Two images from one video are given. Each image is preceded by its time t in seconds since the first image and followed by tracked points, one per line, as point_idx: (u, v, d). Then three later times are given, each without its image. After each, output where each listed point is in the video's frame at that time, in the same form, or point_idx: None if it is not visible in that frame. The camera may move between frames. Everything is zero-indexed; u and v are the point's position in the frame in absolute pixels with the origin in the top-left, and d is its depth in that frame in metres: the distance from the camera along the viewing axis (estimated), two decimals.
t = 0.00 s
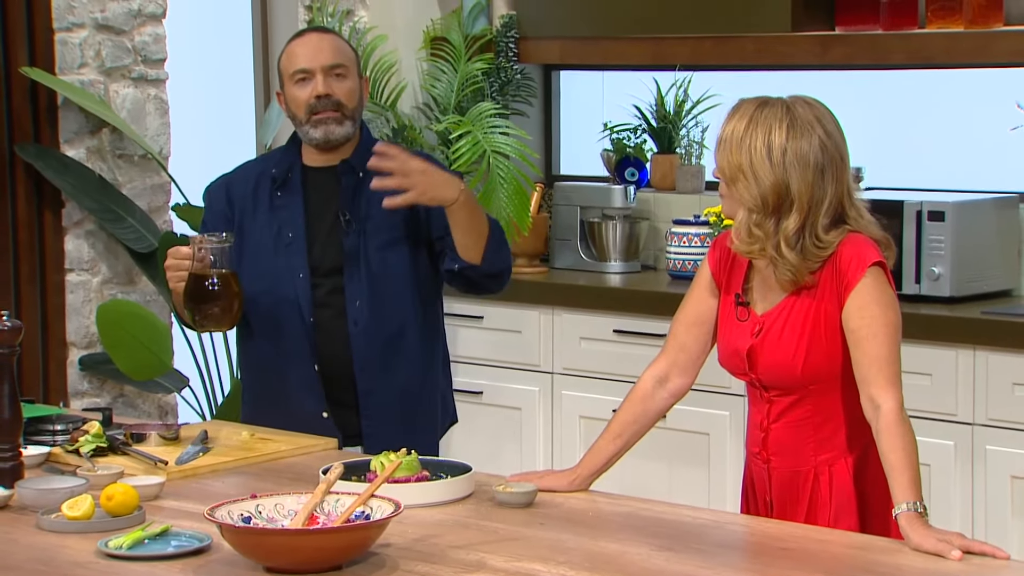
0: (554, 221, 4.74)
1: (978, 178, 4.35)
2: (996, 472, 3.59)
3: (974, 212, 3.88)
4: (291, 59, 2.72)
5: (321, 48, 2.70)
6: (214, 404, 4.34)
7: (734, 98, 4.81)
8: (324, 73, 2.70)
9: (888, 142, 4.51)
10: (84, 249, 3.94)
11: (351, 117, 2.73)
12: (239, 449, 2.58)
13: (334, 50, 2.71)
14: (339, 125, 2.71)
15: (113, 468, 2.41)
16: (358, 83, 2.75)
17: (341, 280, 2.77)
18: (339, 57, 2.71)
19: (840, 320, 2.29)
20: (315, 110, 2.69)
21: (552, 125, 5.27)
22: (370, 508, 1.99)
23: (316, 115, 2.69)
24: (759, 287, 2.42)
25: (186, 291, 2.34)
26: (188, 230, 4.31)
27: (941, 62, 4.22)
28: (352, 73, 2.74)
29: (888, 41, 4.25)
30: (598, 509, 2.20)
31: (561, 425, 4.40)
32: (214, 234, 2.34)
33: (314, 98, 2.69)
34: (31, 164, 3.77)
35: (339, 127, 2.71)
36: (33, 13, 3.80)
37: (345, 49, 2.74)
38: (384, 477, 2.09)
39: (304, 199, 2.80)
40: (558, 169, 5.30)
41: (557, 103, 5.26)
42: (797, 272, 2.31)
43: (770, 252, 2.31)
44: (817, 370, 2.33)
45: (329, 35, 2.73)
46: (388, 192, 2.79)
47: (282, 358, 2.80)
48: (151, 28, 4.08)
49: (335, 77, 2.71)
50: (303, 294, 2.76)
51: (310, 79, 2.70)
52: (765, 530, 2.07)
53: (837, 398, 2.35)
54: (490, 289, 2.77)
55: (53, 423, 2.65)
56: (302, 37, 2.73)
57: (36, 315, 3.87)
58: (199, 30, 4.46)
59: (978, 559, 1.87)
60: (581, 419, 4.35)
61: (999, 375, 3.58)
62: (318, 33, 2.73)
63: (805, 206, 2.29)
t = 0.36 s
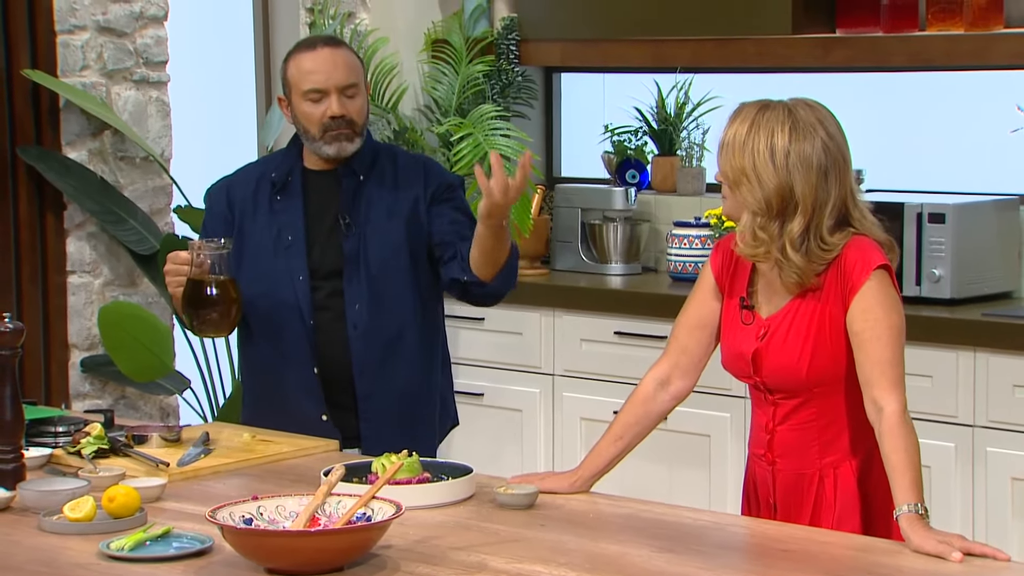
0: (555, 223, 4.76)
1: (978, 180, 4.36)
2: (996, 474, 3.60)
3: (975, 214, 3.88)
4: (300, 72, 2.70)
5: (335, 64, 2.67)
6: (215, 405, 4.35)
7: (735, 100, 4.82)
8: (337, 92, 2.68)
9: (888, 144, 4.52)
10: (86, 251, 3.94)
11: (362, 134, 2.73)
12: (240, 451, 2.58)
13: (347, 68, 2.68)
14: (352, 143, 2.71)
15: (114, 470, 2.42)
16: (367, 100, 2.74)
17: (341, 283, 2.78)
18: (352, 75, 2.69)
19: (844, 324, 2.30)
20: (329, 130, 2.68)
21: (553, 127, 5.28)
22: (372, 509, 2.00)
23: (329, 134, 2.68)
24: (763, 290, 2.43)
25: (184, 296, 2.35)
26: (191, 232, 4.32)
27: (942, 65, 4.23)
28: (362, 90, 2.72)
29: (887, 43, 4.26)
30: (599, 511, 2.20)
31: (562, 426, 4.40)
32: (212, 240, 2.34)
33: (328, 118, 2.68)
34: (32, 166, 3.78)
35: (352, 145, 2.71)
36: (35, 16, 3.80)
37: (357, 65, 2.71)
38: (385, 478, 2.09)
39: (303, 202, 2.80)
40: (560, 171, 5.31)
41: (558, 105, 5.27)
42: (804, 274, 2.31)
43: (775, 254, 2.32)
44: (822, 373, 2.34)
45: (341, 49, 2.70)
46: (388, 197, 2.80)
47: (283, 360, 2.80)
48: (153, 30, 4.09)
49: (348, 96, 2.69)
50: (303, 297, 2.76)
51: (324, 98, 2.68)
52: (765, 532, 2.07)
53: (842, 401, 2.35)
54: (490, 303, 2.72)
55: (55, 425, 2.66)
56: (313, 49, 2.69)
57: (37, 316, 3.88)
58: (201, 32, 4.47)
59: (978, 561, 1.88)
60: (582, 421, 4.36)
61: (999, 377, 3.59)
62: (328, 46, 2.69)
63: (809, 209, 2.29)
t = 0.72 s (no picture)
0: (555, 223, 4.76)
1: (977, 180, 4.37)
2: (996, 473, 3.60)
3: (974, 214, 3.89)
4: (300, 72, 2.69)
5: (335, 65, 2.67)
6: (216, 404, 4.35)
7: (735, 100, 4.83)
8: (337, 93, 2.68)
9: (888, 144, 4.52)
10: (87, 251, 3.94)
11: (359, 137, 2.73)
12: (241, 451, 2.59)
13: (348, 69, 2.68)
14: (349, 146, 2.71)
15: (115, 470, 2.42)
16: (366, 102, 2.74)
17: (343, 284, 2.78)
18: (351, 77, 2.69)
19: (845, 324, 2.31)
20: (326, 131, 2.68)
21: (553, 127, 5.28)
22: (372, 509, 2.00)
23: (326, 136, 2.69)
24: (766, 292, 2.43)
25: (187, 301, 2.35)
26: (192, 232, 4.32)
27: (942, 65, 4.23)
28: (361, 92, 2.73)
29: (887, 43, 4.27)
30: (599, 511, 2.21)
31: (562, 426, 4.41)
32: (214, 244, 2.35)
33: (326, 119, 2.68)
34: (33, 166, 3.78)
35: (347, 147, 2.71)
36: (36, 16, 3.81)
37: (357, 67, 2.72)
38: (386, 478, 2.10)
39: (304, 202, 2.81)
40: (560, 171, 5.31)
41: (559, 105, 5.28)
42: (808, 276, 2.31)
43: (778, 257, 2.32)
44: (825, 374, 2.34)
45: (342, 50, 2.70)
46: (388, 199, 2.83)
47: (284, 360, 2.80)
48: (153, 30, 4.09)
49: (347, 98, 2.70)
50: (305, 297, 2.76)
51: (323, 98, 2.69)
52: (765, 532, 2.07)
53: (845, 401, 2.35)
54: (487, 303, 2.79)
55: (56, 424, 2.66)
56: (314, 49, 2.70)
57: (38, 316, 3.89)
58: (201, 31, 4.48)
59: (976, 560, 1.88)
60: (582, 421, 4.36)
61: (999, 377, 3.59)
62: (329, 46, 2.69)
63: (810, 211, 2.30)
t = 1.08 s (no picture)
0: (555, 223, 4.76)
1: (977, 179, 4.37)
2: (996, 473, 3.60)
3: (975, 214, 3.89)
4: (293, 73, 2.66)
5: (327, 68, 2.65)
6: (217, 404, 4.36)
7: (735, 100, 4.84)
8: (328, 97, 2.65)
9: (889, 144, 4.52)
10: (87, 250, 3.94)
11: (351, 139, 2.70)
12: (241, 450, 2.59)
13: (340, 73, 2.65)
14: (339, 148, 2.69)
15: (116, 469, 2.42)
16: (360, 104, 2.71)
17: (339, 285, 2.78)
18: (344, 80, 2.66)
19: (847, 325, 2.31)
20: (316, 134, 2.66)
21: (553, 127, 5.28)
22: (372, 509, 2.00)
23: (317, 138, 2.67)
24: (768, 292, 2.44)
25: (189, 301, 2.35)
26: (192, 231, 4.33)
27: (943, 65, 4.23)
28: (354, 94, 2.69)
29: (888, 43, 4.27)
30: (600, 511, 2.21)
31: (563, 426, 4.41)
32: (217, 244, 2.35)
33: (316, 122, 2.66)
34: (34, 166, 3.78)
35: (338, 149, 2.69)
36: (36, 16, 3.80)
37: (351, 69, 2.69)
38: (386, 478, 2.10)
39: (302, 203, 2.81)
40: (561, 171, 5.31)
41: (559, 105, 5.28)
42: (811, 275, 2.31)
43: (781, 257, 2.32)
44: (828, 375, 2.34)
45: (336, 53, 2.67)
46: (384, 201, 2.80)
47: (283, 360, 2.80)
48: (154, 30, 4.09)
49: (338, 101, 2.67)
50: (302, 299, 2.76)
51: (314, 101, 2.66)
52: (766, 532, 2.07)
53: (848, 402, 2.35)
54: (483, 300, 2.77)
55: (56, 424, 2.66)
56: (308, 50, 2.67)
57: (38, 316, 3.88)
58: (202, 31, 4.48)
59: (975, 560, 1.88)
60: (583, 421, 4.36)
61: (999, 377, 3.59)
62: (324, 49, 2.67)
63: (813, 211, 2.30)
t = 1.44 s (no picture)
0: (555, 223, 4.76)
1: (977, 180, 4.37)
2: (996, 472, 3.60)
3: (975, 214, 3.89)
4: (294, 76, 2.64)
5: (329, 72, 2.62)
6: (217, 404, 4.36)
7: (735, 101, 4.84)
8: (330, 100, 2.63)
9: (888, 143, 4.52)
10: (87, 250, 3.95)
11: (354, 142, 2.70)
12: (241, 450, 2.59)
13: (342, 76, 2.63)
14: (342, 151, 2.68)
15: (115, 469, 2.42)
16: (362, 106, 2.69)
17: (343, 290, 2.77)
18: (346, 83, 2.64)
19: (847, 326, 2.31)
20: (318, 138, 2.65)
21: (553, 127, 5.28)
22: (372, 509, 2.00)
23: (319, 141, 2.66)
24: (769, 293, 2.44)
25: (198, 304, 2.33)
26: (193, 231, 4.33)
27: (943, 64, 4.23)
28: (357, 97, 2.67)
29: (888, 43, 4.27)
30: (600, 510, 2.21)
31: (563, 426, 4.41)
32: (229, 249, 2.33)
33: (317, 127, 2.64)
34: (33, 166, 3.77)
35: (342, 152, 2.68)
36: (36, 16, 3.80)
37: (353, 71, 2.66)
38: (386, 478, 2.10)
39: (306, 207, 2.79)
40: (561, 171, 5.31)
41: (559, 105, 5.28)
42: (820, 274, 2.30)
43: (793, 260, 2.30)
44: (828, 375, 2.34)
45: (337, 55, 2.65)
46: (390, 207, 2.80)
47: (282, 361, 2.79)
48: (154, 30, 4.10)
49: (340, 104, 2.65)
50: (305, 304, 2.75)
51: (315, 105, 2.64)
52: (766, 532, 2.07)
53: (849, 402, 2.35)
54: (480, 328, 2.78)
55: (56, 424, 2.66)
56: (309, 53, 2.64)
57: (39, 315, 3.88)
58: (202, 31, 4.48)
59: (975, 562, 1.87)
60: (583, 421, 4.36)
61: (999, 377, 3.59)
62: (325, 51, 2.64)
63: (819, 209, 2.29)
